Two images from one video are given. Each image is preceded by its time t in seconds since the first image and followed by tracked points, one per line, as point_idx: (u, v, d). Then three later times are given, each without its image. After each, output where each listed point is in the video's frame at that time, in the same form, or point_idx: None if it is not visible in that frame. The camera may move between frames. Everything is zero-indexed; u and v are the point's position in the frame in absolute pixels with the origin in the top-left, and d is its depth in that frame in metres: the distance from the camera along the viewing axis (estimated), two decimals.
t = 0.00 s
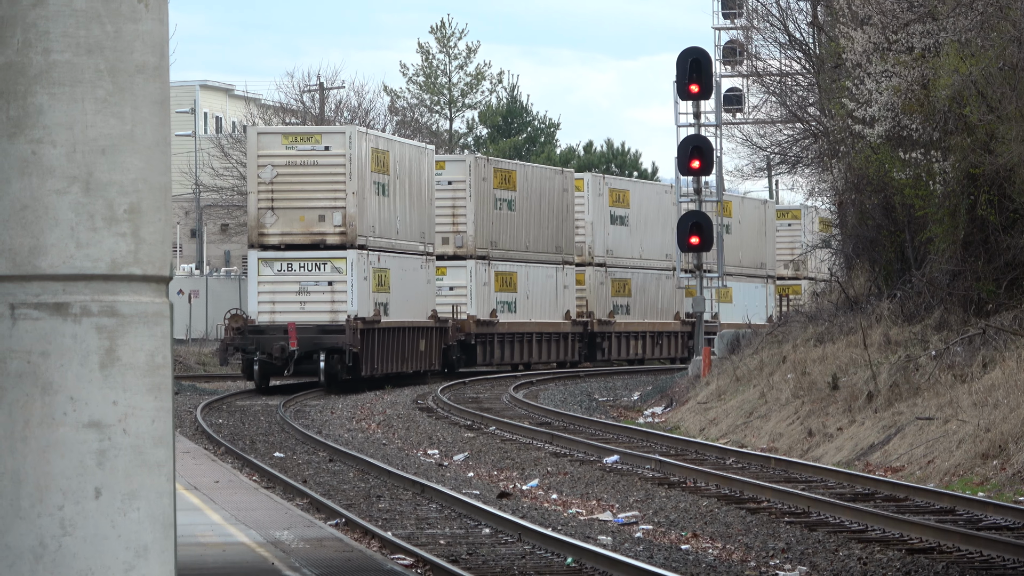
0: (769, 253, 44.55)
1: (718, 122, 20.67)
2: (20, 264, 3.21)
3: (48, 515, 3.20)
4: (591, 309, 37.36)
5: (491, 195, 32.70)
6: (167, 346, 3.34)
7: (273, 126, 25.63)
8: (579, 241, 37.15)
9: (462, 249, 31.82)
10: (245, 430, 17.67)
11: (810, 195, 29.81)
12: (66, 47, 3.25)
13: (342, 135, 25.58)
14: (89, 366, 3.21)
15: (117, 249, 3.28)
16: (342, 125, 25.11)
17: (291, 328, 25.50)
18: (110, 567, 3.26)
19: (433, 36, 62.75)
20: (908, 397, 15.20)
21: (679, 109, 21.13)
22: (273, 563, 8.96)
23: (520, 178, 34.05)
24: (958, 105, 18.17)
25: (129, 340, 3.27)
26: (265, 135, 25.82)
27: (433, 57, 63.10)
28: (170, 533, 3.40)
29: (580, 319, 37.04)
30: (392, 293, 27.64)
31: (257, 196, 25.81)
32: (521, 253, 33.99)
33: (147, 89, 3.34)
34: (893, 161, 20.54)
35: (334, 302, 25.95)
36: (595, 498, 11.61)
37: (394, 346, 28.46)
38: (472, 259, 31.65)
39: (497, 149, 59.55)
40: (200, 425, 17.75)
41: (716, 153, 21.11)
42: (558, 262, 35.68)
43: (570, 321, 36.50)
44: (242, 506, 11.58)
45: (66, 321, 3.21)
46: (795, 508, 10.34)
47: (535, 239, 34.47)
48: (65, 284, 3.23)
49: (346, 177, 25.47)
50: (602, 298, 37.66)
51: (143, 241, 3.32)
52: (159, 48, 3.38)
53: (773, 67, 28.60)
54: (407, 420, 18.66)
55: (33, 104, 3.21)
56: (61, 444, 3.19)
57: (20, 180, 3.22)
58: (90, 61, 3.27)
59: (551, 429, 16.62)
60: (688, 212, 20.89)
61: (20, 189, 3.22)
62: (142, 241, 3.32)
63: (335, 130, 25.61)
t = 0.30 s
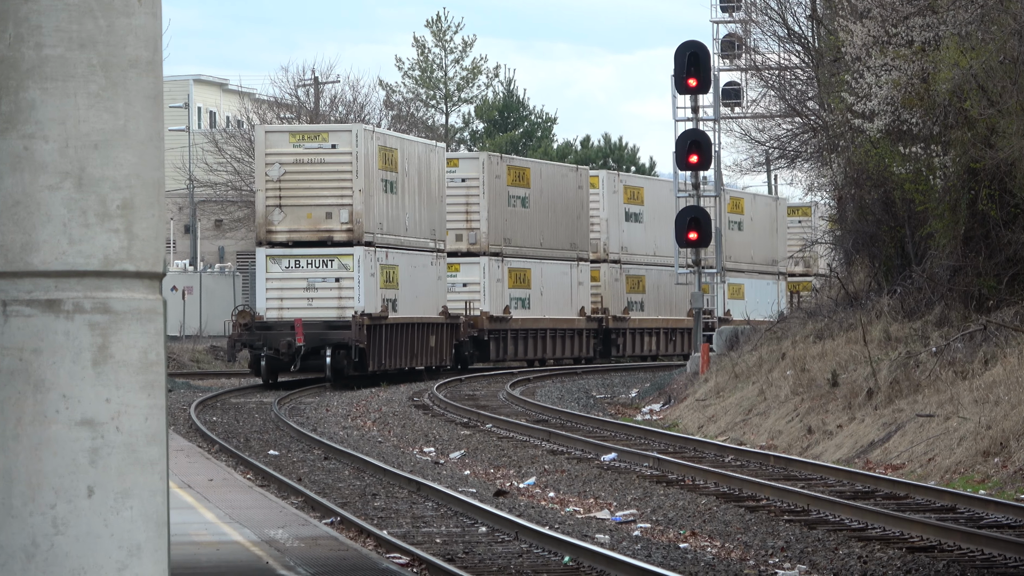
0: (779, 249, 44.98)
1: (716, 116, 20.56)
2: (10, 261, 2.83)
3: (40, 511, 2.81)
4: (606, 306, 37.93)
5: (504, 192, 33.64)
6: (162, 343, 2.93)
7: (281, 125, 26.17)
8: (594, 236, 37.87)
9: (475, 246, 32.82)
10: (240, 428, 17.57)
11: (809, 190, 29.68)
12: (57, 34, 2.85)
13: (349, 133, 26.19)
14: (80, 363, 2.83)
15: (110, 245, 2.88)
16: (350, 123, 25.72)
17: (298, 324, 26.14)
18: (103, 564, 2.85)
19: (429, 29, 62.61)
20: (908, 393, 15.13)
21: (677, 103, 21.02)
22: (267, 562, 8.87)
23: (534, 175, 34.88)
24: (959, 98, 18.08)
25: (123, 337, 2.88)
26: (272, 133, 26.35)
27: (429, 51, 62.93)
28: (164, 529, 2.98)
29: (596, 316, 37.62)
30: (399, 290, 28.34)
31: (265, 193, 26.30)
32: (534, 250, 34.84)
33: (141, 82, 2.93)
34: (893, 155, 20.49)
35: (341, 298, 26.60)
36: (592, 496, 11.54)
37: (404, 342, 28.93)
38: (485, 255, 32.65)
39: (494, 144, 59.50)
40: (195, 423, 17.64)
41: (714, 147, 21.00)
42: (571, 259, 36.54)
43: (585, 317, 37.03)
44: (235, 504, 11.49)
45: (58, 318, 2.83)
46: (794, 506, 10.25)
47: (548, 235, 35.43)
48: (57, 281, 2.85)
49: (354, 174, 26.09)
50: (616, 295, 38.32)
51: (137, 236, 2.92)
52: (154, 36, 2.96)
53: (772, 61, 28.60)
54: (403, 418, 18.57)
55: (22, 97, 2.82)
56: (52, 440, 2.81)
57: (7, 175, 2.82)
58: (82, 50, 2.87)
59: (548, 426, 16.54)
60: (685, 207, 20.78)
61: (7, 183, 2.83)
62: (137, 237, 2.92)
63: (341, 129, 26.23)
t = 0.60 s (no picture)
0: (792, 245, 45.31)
1: (716, 107, 20.34)
2: None
3: (22, 513, 2.80)
4: (620, 301, 38.64)
5: (517, 186, 34.09)
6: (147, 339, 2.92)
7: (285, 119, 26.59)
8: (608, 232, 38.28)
9: (487, 241, 33.36)
10: (226, 426, 17.29)
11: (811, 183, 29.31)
12: (42, 30, 2.84)
13: (353, 128, 26.60)
14: (64, 360, 2.82)
15: (94, 238, 2.86)
16: (353, 118, 26.11)
17: (300, 320, 26.74)
18: (86, 567, 2.85)
19: (421, 18, 62.08)
20: (912, 392, 14.96)
21: (676, 94, 20.78)
22: (255, 563, 8.62)
23: (546, 170, 35.19)
24: (965, 89, 18.00)
25: (107, 333, 2.87)
26: (277, 128, 26.78)
27: (422, 40, 62.48)
28: (149, 532, 2.98)
29: (609, 312, 38.30)
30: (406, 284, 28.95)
31: (269, 188, 26.75)
32: (547, 245, 35.35)
33: (124, 73, 2.91)
34: (896, 148, 20.46)
35: (345, 293, 27.09)
36: (588, 496, 11.31)
37: (410, 339, 29.69)
38: (496, 250, 33.11)
39: (488, 136, 59.16)
40: (180, 421, 17.35)
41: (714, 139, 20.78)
42: (586, 254, 36.91)
43: (598, 313, 37.70)
44: (222, 504, 11.24)
45: (41, 313, 2.81)
46: (795, 506, 10.06)
47: (561, 230, 35.82)
48: (41, 275, 2.83)
49: (358, 169, 26.53)
50: (630, 290, 39.03)
51: (122, 229, 2.90)
52: (140, 31, 2.94)
53: (773, 51, 28.46)
54: (394, 416, 18.31)
55: (6, 87, 2.82)
56: (36, 439, 2.80)
57: None
58: (68, 45, 2.86)
59: (542, 425, 16.30)
60: (684, 200, 20.57)
61: None
62: (121, 230, 2.90)
63: (345, 124, 26.64)
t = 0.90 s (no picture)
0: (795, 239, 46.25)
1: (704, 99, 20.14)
2: None
3: None
4: (624, 299, 39.13)
5: (520, 182, 34.24)
6: (121, 338, 2.71)
7: (281, 116, 27.04)
8: (612, 229, 38.74)
9: (489, 237, 33.42)
10: (203, 426, 16.97)
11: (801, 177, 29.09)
12: (12, 21, 2.63)
13: (348, 124, 27.01)
14: (36, 358, 2.61)
15: (67, 234, 2.65)
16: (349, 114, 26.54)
17: (294, 316, 27.15)
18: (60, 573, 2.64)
19: (403, 8, 61.50)
20: (906, 391, 14.81)
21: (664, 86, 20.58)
22: (231, 567, 8.35)
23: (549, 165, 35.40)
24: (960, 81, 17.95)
25: (80, 330, 2.66)
26: (272, 124, 27.20)
27: (404, 30, 61.99)
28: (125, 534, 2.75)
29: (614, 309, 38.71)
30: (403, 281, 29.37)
31: (264, 184, 27.19)
32: (550, 241, 35.59)
33: (98, 64, 2.70)
34: (890, 141, 20.33)
35: (340, 290, 27.57)
36: (573, 498, 11.08)
37: (406, 336, 30.08)
38: (498, 247, 33.19)
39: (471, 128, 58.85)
40: (155, 421, 17.02)
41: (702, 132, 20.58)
42: (589, 250, 37.20)
43: (602, 311, 38.07)
44: (199, 506, 10.94)
45: (11, 311, 2.59)
46: (786, 508, 9.85)
47: (562, 227, 35.99)
48: (11, 271, 2.61)
49: (353, 165, 26.91)
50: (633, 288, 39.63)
51: (96, 224, 2.68)
52: (116, 20, 2.73)
53: (763, 41, 28.27)
54: (376, 416, 18.02)
55: None
56: (5, 440, 2.58)
57: None
58: (39, 36, 2.65)
59: (527, 425, 16.05)
60: (672, 195, 20.35)
61: None
62: (95, 225, 2.68)
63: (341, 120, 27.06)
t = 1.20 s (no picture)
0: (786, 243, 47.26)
1: (684, 100, 20.09)
2: None
3: None
4: (619, 301, 39.68)
5: (514, 186, 34.72)
6: (97, 340, 2.78)
7: (274, 120, 27.16)
8: (607, 232, 39.54)
9: (485, 241, 33.95)
10: (178, 430, 16.79)
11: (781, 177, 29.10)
12: None
13: (341, 128, 27.17)
14: (10, 362, 2.68)
15: (41, 236, 2.70)
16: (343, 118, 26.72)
17: (285, 318, 27.17)
18: None
19: (379, 8, 61.25)
20: (887, 393, 14.78)
21: (644, 87, 20.52)
22: (205, 573, 8.21)
23: (543, 169, 35.99)
24: (941, 81, 17.99)
25: (55, 334, 2.72)
26: (265, 128, 27.30)
27: (380, 30, 61.82)
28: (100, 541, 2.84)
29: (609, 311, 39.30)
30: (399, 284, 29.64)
31: (257, 188, 27.21)
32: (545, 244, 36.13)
33: (73, 65, 2.76)
34: (870, 141, 20.37)
35: (333, 292, 27.59)
36: (552, 502, 10.98)
37: (402, 338, 30.21)
38: (495, 251, 33.81)
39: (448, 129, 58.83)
40: (130, 425, 16.83)
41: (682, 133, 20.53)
42: (584, 253, 37.92)
43: (597, 313, 38.54)
44: (175, 510, 10.79)
45: None
46: (766, 512, 9.79)
47: (557, 231, 36.55)
48: None
49: (346, 169, 27.04)
50: (629, 290, 40.21)
51: (69, 229, 2.75)
52: (89, 19, 2.79)
53: (743, 41, 28.32)
54: (353, 419, 17.87)
55: None
56: None
57: None
58: (13, 36, 2.71)
59: (505, 428, 15.94)
60: (652, 197, 20.29)
61: None
62: (69, 229, 2.74)
63: (333, 124, 27.20)
